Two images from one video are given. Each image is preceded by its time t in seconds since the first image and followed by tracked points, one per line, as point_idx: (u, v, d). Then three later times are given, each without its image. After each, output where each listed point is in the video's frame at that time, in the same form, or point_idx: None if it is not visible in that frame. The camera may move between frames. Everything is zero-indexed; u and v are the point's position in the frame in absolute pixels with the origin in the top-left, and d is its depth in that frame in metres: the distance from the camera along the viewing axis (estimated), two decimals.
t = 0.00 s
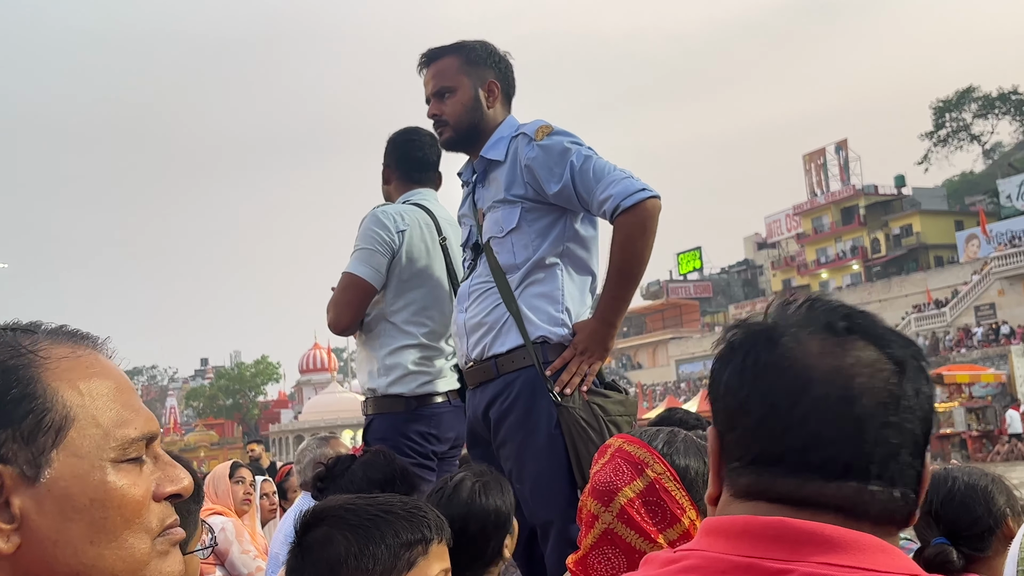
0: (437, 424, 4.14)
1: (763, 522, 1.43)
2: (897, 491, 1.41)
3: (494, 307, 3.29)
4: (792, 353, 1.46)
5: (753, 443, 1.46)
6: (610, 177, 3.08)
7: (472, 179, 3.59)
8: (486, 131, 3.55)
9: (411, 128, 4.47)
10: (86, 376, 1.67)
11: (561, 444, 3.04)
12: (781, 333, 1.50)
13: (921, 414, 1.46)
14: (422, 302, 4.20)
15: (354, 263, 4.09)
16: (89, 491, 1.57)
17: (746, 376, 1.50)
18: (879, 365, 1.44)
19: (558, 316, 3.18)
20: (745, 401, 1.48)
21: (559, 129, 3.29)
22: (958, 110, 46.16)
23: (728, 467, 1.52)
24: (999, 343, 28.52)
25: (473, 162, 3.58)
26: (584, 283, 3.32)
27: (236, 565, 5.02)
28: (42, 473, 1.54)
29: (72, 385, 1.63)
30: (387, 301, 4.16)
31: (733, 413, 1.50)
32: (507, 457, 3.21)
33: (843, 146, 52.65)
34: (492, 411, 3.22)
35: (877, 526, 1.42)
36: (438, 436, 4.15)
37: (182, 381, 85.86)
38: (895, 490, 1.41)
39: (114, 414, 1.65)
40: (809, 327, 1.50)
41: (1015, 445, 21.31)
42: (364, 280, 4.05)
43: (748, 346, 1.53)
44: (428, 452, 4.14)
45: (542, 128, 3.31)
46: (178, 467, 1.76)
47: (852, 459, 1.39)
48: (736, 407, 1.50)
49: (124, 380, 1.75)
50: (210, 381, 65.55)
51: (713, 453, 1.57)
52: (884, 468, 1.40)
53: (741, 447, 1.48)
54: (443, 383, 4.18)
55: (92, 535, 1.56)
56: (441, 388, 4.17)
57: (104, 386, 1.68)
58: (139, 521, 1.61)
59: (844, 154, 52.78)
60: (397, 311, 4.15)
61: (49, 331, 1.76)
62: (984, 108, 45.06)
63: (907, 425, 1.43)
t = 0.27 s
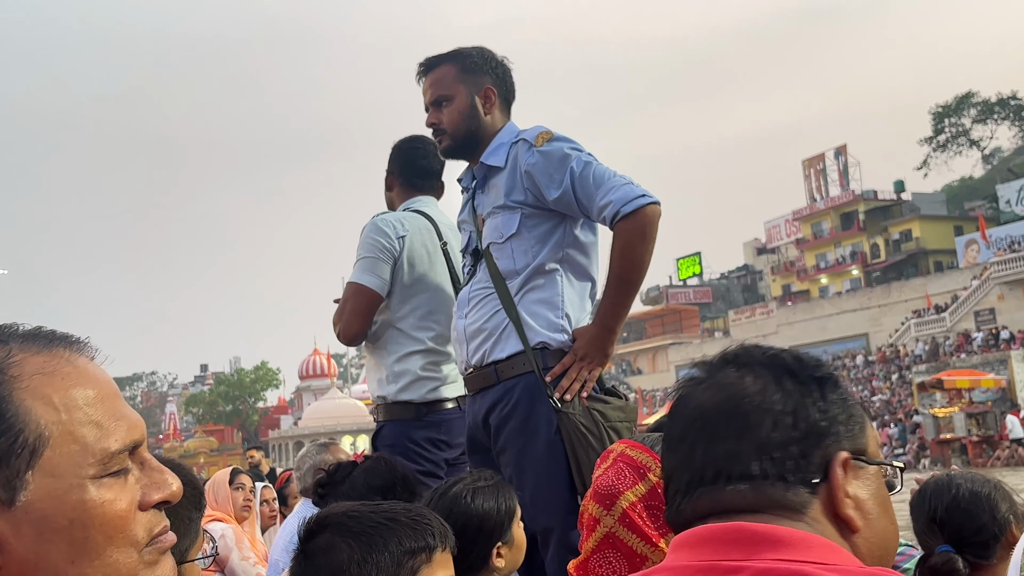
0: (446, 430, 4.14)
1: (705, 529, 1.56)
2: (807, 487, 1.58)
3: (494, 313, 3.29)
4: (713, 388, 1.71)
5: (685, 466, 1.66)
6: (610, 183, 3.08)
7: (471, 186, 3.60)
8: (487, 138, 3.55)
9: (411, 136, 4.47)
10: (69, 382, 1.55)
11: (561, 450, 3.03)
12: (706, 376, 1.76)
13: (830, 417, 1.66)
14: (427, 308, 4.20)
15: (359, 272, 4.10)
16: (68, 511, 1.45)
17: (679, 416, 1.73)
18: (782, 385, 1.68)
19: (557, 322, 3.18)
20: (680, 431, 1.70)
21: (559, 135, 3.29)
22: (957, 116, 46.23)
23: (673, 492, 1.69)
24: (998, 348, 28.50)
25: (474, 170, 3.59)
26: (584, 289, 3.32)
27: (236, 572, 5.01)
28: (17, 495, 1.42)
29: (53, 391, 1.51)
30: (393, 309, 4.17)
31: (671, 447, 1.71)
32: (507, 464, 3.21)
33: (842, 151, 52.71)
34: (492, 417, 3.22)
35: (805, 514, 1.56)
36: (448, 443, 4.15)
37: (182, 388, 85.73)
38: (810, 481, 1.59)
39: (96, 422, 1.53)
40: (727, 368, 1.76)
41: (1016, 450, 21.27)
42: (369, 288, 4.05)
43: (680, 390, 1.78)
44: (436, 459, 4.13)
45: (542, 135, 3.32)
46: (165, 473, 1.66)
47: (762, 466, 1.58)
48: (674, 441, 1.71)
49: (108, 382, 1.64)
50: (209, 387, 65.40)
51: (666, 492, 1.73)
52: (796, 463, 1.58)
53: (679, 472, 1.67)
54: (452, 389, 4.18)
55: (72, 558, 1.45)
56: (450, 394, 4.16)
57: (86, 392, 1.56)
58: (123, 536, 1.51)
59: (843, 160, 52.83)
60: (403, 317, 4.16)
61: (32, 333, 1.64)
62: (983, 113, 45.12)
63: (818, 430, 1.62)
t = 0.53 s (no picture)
0: (453, 437, 4.12)
1: (679, 545, 1.58)
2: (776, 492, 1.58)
3: (494, 321, 3.29)
4: (686, 406, 1.75)
5: (659, 484, 1.71)
6: (610, 191, 3.08)
7: (471, 195, 3.61)
8: (486, 147, 3.56)
9: (411, 145, 4.47)
10: (62, 396, 1.55)
11: (561, 461, 3.03)
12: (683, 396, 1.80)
13: (800, 428, 1.64)
14: (430, 316, 4.21)
15: (362, 284, 4.10)
16: (62, 529, 1.45)
17: (659, 436, 1.78)
18: (751, 398, 1.69)
19: (557, 329, 3.18)
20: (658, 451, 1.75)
21: (558, 143, 3.30)
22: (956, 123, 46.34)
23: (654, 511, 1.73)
24: (998, 355, 28.47)
25: (474, 178, 3.59)
26: (583, 297, 3.32)
27: None
28: (9, 515, 1.42)
29: (46, 407, 1.51)
30: (397, 318, 4.18)
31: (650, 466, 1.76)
32: (507, 471, 3.20)
33: (841, 159, 52.81)
34: (491, 426, 3.22)
35: (772, 522, 1.56)
36: (455, 451, 4.12)
37: (181, 396, 85.65)
38: (776, 491, 1.58)
39: (91, 436, 1.53)
40: (704, 386, 1.79)
41: (1016, 458, 21.24)
42: (372, 299, 4.05)
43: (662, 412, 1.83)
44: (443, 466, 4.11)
45: (542, 144, 3.33)
46: (160, 484, 1.67)
47: (726, 480, 1.60)
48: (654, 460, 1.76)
49: (102, 394, 1.64)
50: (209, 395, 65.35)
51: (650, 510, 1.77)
52: (760, 474, 1.59)
53: (656, 490, 1.72)
54: (457, 397, 4.17)
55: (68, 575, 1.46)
56: (456, 402, 4.15)
57: (79, 405, 1.56)
58: (118, 552, 1.51)
59: (842, 167, 52.92)
60: (407, 327, 4.16)
61: (25, 346, 1.64)
62: (981, 120, 45.24)
63: (787, 442, 1.62)
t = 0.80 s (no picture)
0: (450, 448, 4.12)
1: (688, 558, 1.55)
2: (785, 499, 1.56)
3: (492, 330, 3.29)
4: (688, 402, 1.72)
5: (664, 486, 1.69)
6: (608, 202, 3.09)
7: (469, 205, 3.62)
8: (484, 157, 3.57)
9: (407, 156, 4.49)
10: (65, 411, 1.55)
11: (558, 468, 3.04)
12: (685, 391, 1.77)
13: (806, 425, 1.62)
14: (426, 328, 4.21)
15: (358, 295, 4.11)
16: (64, 543, 1.46)
17: (661, 434, 1.75)
18: (755, 394, 1.66)
19: (554, 339, 3.19)
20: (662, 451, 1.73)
21: (556, 154, 3.31)
22: (954, 131, 46.46)
23: (659, 512, 1.71)
24: (996, 364, 28.44)
25: (472, 188, 3.60)
26: (581, 307, 3.33)
27: None
28: (10, 533, 1.43)
29: (49, 422, 1.51)
30: (393, 329, 4.18)
31: (654, 466, 1.74)
32: (505, 481, 3.21)
33: (839, 167, 52.91)
34: (490, 434, 3.22)
35: (783, 530, 1.54)
36: (453, 463, 4.12)
37: (180, 404, 85.50)
38: (783, 493, 1.56)
39: (93, 451, 1.53)
40: (705, 380, 1.76)
41: (1015, 466, 21.19)
42: (367, 310, 4.06)
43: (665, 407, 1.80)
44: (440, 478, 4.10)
45: (540, 154, 3.33)
46: (162, 500, 1.67)
47: (730, 484, 1.58)
48: (657, 460, 1.74)
49: (104, 409, 1.65)
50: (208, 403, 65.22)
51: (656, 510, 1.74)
52: (767, 476, 1.57)
53: (662, 493, 1.70)
54: (455, 409, 4.18)
55: None
56: (453, 413, 4.16)
57: (82, 419, 1.56)
58: (119, 569, 1.52)
59: (840, 175, 53.04)
60: (403, 337, 4.16)
61: (28, 360, 1.63)
62: (979, 129, 45.35)
63: (793, 442, 1.59)
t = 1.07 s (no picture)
0: (441, 462, 4.14)
1: None
2: (794, 514, 1.44)
3: (490, 343, 3.31)
4: (688, 405, 1.56)
5: (662, 496, 1.55)
6: (605, 215, 3.11)
7: (467, 218, 3.64)
8: (481, 170, 3.59)
9: (401, 172, 4.51)
10: (65, 432, 1.54)
11: (555, 479, 3.04)
12: (682, 389, 1.61)
13: (817, 435, 1.49)
14: (417, 342, 4.21)
15: (348, 309, 4.12)
16: (64, 566, 1.47)
17: (654, 439, 1.61)
18: (759, 397, 1.52)
19: (553, 352, 3.19)
20: (657, 459, 1.58)
21: (553, 167, 3.33)
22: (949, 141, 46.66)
23: (655, 524, 1.57)
24: (993, 373, 28.52)
25: (469, 202, 3.62)
26: (579, 320, 3.34)
27: None
28: (11, 553, 1.44)
29: (51, 442, 1.50)
30: (383, 344, 4.19)
31: (649, 476, 1.59)
32: (503, 494, 3.21)
33: (835, 177, 53.09)
34: (489, 447, 3.23)
35: (790, 551, 1.42)
36: (444, 476, 4.14)
37: (177, 413, 85.37)
38: (792, 510, 1.44)
39: (96, 473, 1.54)
40: (702, 378, 1.61)
41: (1012, 476, 21.25)
42: (356, 326, 4.07)
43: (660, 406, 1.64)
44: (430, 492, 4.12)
45: (537, 168, 3.36)
46: (160, 521, 1.70)
47: (734, 500, 1.45)
48: (651, 468, 1.60)
49: (104, 431, 1.65)
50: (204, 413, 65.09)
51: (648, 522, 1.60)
52: (774, 492, 1.44)
53: (658, 505, 1.56)
54: (446, 423, 4.19)
55: None
56: (444, 427, 4.17)
57: (82, 441, 1.56)
58: None
59: (836, 185, 53.21)
60: (393, 352, 4.17)
61: (25, 382, 1.62)
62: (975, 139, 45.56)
63: (802, 451, 1.47)
